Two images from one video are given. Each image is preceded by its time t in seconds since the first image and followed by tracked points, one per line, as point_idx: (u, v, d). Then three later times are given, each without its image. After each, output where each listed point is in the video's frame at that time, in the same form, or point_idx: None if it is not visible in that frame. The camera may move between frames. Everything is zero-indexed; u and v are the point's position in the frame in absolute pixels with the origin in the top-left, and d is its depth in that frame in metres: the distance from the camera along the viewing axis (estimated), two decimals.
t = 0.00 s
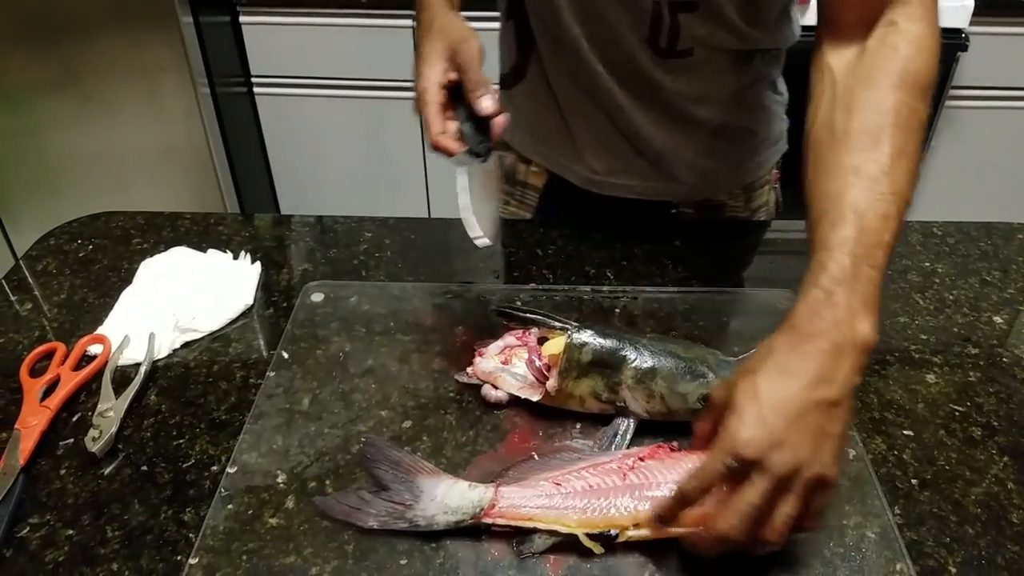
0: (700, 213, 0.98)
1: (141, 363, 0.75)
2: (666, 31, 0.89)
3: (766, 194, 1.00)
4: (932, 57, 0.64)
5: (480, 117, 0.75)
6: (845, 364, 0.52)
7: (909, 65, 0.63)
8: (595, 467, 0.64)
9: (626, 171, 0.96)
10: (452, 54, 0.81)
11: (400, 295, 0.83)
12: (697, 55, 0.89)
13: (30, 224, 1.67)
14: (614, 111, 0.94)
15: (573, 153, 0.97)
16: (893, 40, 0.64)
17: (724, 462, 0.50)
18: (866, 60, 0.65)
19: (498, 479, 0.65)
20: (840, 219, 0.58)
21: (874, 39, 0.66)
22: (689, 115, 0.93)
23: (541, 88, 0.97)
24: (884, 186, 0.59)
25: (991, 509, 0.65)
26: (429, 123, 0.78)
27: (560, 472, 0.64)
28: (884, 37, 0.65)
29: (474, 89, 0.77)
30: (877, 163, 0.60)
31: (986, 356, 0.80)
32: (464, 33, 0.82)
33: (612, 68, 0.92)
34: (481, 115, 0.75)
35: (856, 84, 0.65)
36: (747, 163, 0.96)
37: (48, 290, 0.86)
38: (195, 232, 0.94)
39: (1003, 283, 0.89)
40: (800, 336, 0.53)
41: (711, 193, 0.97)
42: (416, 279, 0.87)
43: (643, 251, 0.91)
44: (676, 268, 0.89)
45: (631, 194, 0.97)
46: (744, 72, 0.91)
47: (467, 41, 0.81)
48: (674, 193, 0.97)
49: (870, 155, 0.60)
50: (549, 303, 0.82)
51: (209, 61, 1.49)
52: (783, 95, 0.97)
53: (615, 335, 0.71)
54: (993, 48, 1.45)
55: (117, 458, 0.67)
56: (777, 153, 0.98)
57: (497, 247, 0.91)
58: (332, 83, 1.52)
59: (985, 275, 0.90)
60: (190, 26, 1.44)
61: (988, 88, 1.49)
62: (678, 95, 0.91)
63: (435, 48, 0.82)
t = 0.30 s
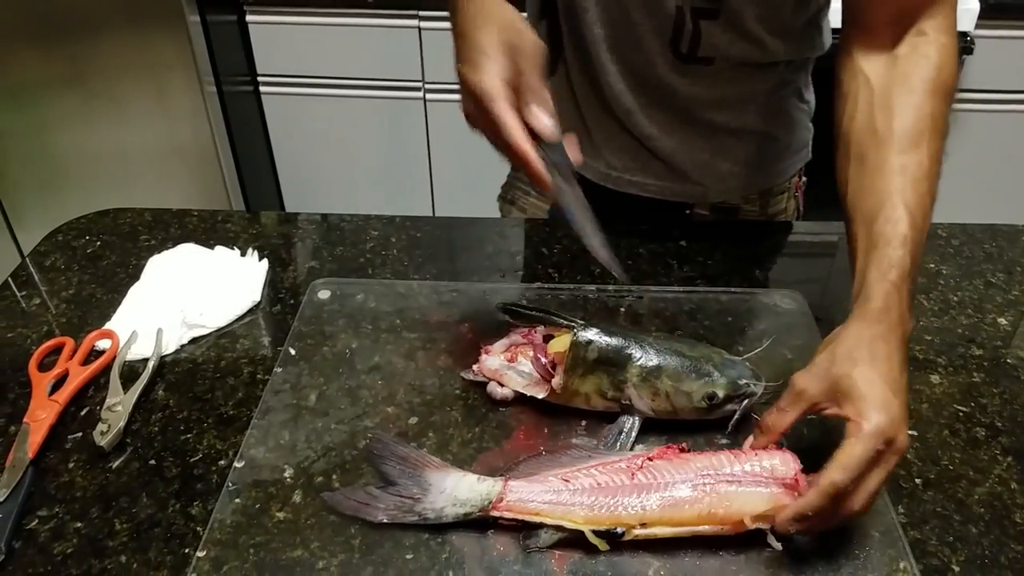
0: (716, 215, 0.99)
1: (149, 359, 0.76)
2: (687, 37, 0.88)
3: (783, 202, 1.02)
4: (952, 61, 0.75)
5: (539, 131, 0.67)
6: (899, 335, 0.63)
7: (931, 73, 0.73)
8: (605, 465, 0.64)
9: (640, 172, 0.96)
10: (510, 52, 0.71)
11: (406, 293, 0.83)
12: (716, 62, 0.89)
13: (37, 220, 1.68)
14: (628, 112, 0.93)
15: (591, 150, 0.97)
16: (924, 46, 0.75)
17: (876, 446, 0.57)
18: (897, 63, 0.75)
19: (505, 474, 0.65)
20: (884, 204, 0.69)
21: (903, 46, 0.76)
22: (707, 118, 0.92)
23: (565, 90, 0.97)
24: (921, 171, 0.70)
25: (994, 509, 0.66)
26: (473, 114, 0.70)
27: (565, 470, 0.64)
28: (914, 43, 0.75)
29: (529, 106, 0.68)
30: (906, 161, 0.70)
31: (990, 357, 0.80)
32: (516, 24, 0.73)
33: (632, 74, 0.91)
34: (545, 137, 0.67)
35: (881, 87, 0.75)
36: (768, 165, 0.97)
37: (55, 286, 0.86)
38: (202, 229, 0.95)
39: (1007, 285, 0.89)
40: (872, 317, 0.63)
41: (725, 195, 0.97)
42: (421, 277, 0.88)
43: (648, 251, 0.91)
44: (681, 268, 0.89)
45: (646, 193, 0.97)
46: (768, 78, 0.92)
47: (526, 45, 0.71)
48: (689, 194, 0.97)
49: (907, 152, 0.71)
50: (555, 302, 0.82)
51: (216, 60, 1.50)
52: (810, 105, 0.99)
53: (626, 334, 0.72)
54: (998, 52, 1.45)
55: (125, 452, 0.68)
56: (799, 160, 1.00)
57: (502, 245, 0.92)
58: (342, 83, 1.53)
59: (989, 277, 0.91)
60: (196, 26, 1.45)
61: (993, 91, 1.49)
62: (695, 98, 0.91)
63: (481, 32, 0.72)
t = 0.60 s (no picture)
0: (738, 212, 0.98)
1: (158, 353, 0.76)
2: (719, 39, 0.86)
3: (800, 196, 1.01)
4: (957, 67, 0.75)
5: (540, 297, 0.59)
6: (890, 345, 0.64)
7: (932, 81, 0.73)
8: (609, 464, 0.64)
9: (664, 173, 0.94)
10: (506, 187, 0.56)
11: (415, 290, 0.83)
12: (745, 63, 0.87)
13: (46, 214, 1.69)
14: (651, 116, 0.91)
15: (614, 154, 0.95)
16: (928, 51, 0.75)
17: (874, 454, 0.58)
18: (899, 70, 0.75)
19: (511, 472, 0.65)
20: (880, 216, 0.69)
21: (908, 50, 0.76)
22: (728, 120, 0.91)
23: (580, 95, 0.94)
24: (918, 177, 0.70)
25: (1002, 510, 0.65)
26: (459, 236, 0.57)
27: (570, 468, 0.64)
28: (918, 46, 0.75)
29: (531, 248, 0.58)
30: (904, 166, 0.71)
31: (999, 359, 0.80)
32: (521, 178, 0.58)
33: (656, 77, 0.89)
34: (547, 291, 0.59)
35: (883, 90, 0.75)
36: (788, 162, 0.96)
37: (65, 280, 0.86)
38: (211, 225, 0.95)
39: (1015, 288, 0.89)
40: (862, 329, 0.64)
41: (750, 192, 0.96)
42: (430, 274, 0.88)
43: (656, 250, 0.91)
44: (689, 267, 0.89)
45: (670, 193, 0.95)
46: (788, 76, 0.91)
47: (532, 204, 0.57)
48: (714, 192, 0.95)
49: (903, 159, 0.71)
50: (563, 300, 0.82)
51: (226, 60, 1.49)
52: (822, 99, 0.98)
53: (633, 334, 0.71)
54: (1007, 54, 1.45)
55: (134, 445, 0.68)
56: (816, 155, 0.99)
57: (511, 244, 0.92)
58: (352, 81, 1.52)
59: (998, 279, 0.90)
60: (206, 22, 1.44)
61: (1002, 94, 1.49)
62: (719, 99, 0.90)
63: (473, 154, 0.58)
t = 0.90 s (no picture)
0: (731, 213, 0.97)
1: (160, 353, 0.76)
2: (712, 47, 0.85)
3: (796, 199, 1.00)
4: (964, 53, 0.71)
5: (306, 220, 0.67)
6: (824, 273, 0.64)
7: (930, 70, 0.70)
8: (613, 462, 0.64)
9: (657, 175, 0.94)
10: (314, 130, 0.70)
11: (417, 289, 0.83)
12: (738, 70, 0.86)
13: (49, 213, 1.69)
14: (643, 119, 0.91)
15: (606, 155, 0.95)
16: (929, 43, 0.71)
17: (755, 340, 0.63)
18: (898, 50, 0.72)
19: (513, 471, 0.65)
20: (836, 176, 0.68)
21: (915, 32, 0.72)
22: (721, 123, 0.90)
23: (572, 98, 0.94)
24: (892, 151, 0.69)
25: (1005, 509, 0.65)
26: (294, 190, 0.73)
27: (574, 466, 0.64)
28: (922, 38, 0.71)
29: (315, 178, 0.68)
30: (887, 142, 0.69)
31: (1001, 357, 0.80)
32: (341, 128, 0.70)
33: (647, 84, 0.89)
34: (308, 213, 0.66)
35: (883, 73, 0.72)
36: (783, 163, 0.95)
37: (68, 280, 0.86)
38: (214, 225, 0.95)
39: (1018, 286, 0.89)
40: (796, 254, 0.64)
41: (745, 195, 0.95)
42: (432, 273, 0.88)
43: (659, 249, 0.91)
44: (691, 266, 0.89)
45: (663, 194, 0.95)
46: (782, 78, 0.89)
47: (324, 137, 0.70)
48: (706, 194, 0.94)
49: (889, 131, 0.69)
50: (565, 299, 0.82)
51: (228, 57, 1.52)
52: (817, 100, 0.96)
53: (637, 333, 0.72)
54: (1010, 53, 1.44)
55: (136, 445, 0.68)
56: (811, 155, 0.98)
57: (512, 243, 0.92)
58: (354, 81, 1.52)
59: (1001, 277, 0.90)
60: (210, 22, 1.45)
61: (1004, 92, 1.49)
62: (711, 104, 0.88)
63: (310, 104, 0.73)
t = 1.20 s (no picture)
0: (711, 211, 0.98)
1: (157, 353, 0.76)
2: (683, 43, 0.86)
3: (773, 193, 1.00)
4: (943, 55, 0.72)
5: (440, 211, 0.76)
6: (783, 319, 0.65)
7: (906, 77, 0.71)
8: (610, 461, 0.64)
9: (637, 173, 0.95)
10: (425, 135, 0.81)
11: (414, 288, 0.83)
12: (712, 67, 0.87)
13: (46, 212, 1.69)
14: (622, 115, 0.92)
15: (586, 152, 0.95)
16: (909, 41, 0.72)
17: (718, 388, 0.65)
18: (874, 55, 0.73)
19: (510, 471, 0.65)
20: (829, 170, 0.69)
21: (890, 38, 0.73)
22: (698, 121, 0.91)
23: (552, 96, 0.96)
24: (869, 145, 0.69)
25: (1002, 507, 0.65)
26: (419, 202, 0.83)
27: (571, 466, 0.64)
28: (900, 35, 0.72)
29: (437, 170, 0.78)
30: (871, 158, 0.70)
31: (998, 356, 0.79)
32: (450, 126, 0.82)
33: (622, 84, 0.90)
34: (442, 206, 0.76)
35: (861, 81, 0.73)
36: (762, 161, 0.96)
37: (64, 280, 0.86)
38: (211, 224, 0.95)
39: (1016, 285, 0.89)
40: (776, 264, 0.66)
41: (724, 191, 0.96)
42: (429, 273, 0.88)
43: (656, 248, 0.91)
44: (689, 265, 0.89)
45: (644, 193, 0.96)
46: (759, 75, 0.90)
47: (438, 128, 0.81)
48: (686, 190, 0.95)
49: (869, 143, 0.70)
50: (562, 299, 0.82)
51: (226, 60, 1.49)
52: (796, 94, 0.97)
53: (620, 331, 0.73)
54: (1007, 52, 1.44)
55: (132, 445, 0.68)
56: (790, 150, 0.99)
57: (510, 242, 0.92)
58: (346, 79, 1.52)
59: (998, 276, 0.90)
60: (206, 21, 1.44)
61: (1002, 91, 1.49)
62: (688, 101, 0.89)
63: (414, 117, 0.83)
